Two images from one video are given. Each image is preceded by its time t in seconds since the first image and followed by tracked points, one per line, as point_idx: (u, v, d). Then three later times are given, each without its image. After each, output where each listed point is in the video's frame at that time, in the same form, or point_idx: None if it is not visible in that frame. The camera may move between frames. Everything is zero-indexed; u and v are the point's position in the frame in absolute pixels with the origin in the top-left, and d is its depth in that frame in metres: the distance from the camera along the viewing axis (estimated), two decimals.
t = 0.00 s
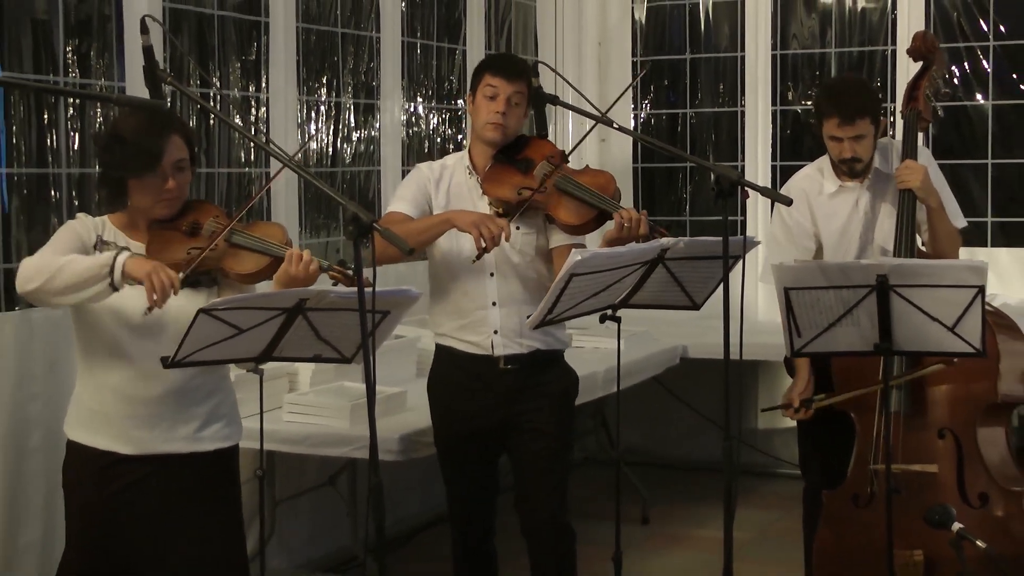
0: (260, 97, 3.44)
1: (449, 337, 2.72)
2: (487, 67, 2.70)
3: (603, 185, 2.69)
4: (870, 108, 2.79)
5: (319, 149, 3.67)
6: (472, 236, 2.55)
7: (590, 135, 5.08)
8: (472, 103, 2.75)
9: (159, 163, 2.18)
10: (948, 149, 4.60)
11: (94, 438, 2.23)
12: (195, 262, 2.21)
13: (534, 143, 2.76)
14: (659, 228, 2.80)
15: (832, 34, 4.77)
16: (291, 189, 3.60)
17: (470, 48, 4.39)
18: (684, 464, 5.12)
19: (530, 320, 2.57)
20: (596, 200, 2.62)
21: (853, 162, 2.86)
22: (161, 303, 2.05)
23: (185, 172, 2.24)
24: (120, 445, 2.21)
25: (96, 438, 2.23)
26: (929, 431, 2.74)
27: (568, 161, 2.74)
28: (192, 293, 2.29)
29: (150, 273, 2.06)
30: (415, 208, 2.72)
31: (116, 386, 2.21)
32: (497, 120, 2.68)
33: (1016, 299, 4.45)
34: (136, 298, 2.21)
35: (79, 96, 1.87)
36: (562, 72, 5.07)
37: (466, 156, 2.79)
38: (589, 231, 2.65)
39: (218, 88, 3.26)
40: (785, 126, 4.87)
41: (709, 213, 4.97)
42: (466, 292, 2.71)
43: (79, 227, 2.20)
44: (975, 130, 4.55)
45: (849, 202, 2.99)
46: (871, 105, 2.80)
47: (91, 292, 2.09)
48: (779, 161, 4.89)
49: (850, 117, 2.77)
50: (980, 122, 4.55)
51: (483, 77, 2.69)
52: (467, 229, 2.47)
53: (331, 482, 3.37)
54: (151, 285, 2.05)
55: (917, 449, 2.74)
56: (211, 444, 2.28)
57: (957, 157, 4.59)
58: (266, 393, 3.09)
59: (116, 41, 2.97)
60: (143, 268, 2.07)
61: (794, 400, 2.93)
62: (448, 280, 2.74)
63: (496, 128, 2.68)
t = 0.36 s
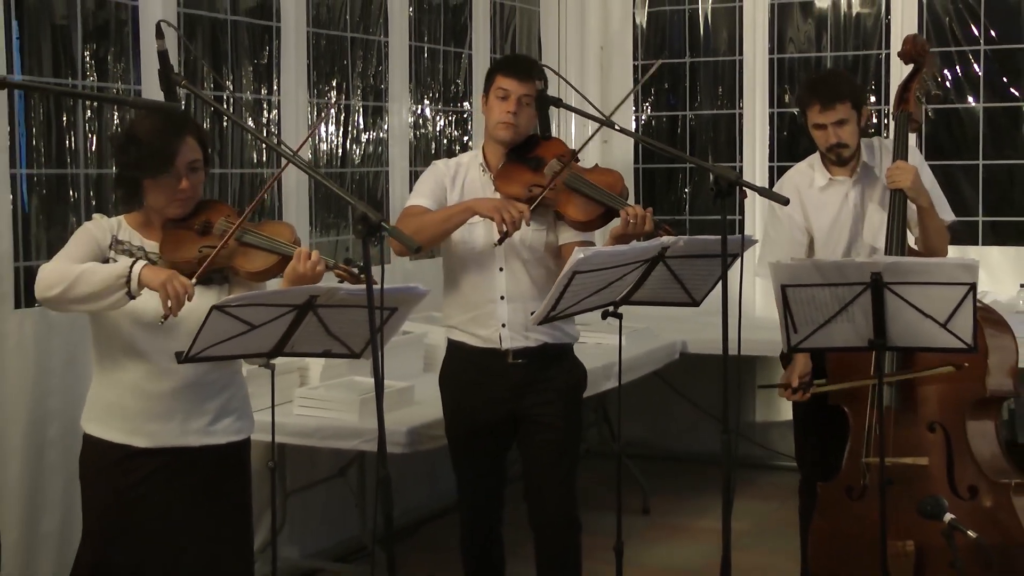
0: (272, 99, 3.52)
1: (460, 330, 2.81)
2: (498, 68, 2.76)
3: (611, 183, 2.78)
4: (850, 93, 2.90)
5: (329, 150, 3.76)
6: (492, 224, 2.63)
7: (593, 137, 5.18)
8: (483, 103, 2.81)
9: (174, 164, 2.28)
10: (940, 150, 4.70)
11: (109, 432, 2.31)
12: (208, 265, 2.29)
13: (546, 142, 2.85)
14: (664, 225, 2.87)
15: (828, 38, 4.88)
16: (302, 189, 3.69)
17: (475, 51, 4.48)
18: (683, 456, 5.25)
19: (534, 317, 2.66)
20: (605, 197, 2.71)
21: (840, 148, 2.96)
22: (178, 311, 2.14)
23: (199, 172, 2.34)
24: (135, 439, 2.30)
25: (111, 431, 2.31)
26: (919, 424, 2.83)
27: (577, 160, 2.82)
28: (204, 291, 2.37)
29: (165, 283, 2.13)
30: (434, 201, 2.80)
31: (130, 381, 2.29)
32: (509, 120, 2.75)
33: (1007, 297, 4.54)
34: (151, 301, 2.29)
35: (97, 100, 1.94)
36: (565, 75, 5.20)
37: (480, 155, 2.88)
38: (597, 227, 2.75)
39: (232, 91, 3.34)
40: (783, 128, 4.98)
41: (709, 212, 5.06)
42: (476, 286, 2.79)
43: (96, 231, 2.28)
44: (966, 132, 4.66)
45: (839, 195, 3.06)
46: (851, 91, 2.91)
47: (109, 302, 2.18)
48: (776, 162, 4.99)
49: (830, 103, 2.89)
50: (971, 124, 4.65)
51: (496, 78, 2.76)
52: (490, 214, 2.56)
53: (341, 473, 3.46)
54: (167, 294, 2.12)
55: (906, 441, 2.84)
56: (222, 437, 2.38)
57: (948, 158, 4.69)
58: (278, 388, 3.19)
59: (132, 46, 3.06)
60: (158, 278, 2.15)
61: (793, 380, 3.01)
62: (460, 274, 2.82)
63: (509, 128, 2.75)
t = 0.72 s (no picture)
0: (284, 100, 3.60)
1: (473, 324, 2.89)
2: (512, 71, 2.85)
3: (621, 182, 2.87)
4: (833, 88, 2.99)
5: (339, 149, 3.84)
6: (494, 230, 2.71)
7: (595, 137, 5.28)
8: (497, 105, 2.90)
9: (188, 164, 2.36)
10: (933, 150, 4.78)
11: (126, 422, 2.39)
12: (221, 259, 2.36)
13: (557, 142, 2.94)
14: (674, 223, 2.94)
15: (825, 41, 4.98)
16: (313, 188, 3.78)
17: (481, 53, 4.57)
18: (684, 447, 5.35)
19: (538, 311, 2.74)
20: (616, 195, 2.79)
21: (828, 141, 3.05)
22: (193, 304, 2.21)
23: (211, 171, 2.41)
24: (151, 430, 2.38)
25: (128, 422, 2.39)
26: (909, 418, 2.90)
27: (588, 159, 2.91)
28: (216, 287, 2.46)
29: (181, 277, 2.21)
30: (444, 202, 2.87)
31: (147, 373, 2.38)
32: (522, 121, 2.83)
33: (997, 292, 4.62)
34: (168, 298, 2.38)
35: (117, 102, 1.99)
36: (569, 77, 5.29)
37: (492, 156, 2.96)
38: (609, 224, 2.83)
39: (244, 92, 3.43)
40: (782, 128, 5.06)
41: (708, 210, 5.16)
42: (490, 283, 2.87)
43: (114, 227, 2.37)
44: (958, 135, 4.73)
45: (830, 191, 3.15)
46: (835, 86, 3.00)
47: (125, 295, 2.26)
48: (774, 161, 5.07)
49: (815, 97, 2.99)
50: (963, 123, 4.72)
51: (509, 80, 2.84)
52: (490, 221, 2.64)
53: (350, 463, 3.55)
54: (182, 288, 2.20)
55: (898, 433, 2.91)
56: (234, 428, 2.47)
57: (940, 157, 4.77)
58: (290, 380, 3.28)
59: (148, 49, 3.14)
60: (173, 271, 2.23)
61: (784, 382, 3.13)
62: (473, 270, 2.91)
63: (522, 129, 2.84)
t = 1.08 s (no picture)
0: (296, 101, 3.69)
1: (481, 318, 2.98)
2: (520, 74, 2.92)
3: (625, 182, 2.95)
4: (830, 85, 3.07)
5: (348, 148, 3.93)
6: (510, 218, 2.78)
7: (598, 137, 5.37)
8: (506, 105, 2.98)
9: (199, 162, 2.44)
10: (926, 150, 4.91)
11: (142, 414, 2.48)
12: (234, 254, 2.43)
13: (564, 142, 3.02)
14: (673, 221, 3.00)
15: (822, 43, 5.09)
16: (323, 187, 3.86)
17: (487, 54, 4.66)
18: (685, 438, 5.45)
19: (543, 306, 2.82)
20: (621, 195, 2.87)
21: (826, 137, 3.12)
22: (202, 300, 2.27)
23: (222, 169, 2.49)
24: (166, 421, 2.46)
25: (143, 414, 2.48)
26: (904, 410, 2.98)
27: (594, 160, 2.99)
28: (230, 282, 2.53)
29: (193, 273, 2.28)
30: (459, 196, 2.96)
31: (161, 366, 2.46)
32: (530, 123, 2.92)
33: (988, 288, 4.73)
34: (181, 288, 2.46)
35: (130, 102, 2.01)
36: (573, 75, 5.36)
37: (501, 155, 3.06)
38: (613, 223, 2.91)
39: (256, 93, 3.51)
40: (778, 128, 5.18)
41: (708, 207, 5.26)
42: (497, 277, 2.96)
43: (129, 224, 2.45)
44: (952, 133, 4.86)
45: (827, 187, 3.22)
46: (831, 84, 3.07)
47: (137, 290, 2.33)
48: (772, 160, 5.19)
49: (812, 93, 3.06)
50: (955, 123, 4.85)
51: (518, 82, 2.91)
52: (510, 209, 2.71)
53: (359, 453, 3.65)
54: (193, 283, 2.27)
55: (893, 425, 2.99)
56: (246, 419, 2.55)
57: (935, 157, 4.90)
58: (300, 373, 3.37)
59: (163, 52, 3.23)
60: (185, 269, 2.30)
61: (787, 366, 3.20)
62: (482, 264, 3.00)
63: (530, 130, 2.92)
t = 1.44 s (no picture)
0: (305, 101, 3.78)
1: (488, 313, 3.06)
2: (527, 75, 3.01)
3: (632, 181, 3.02)
4: (830, 86, 3.15)
5: (357, 147, 4.02)
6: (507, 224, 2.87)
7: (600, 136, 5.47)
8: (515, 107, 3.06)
9: (213, 160, 2.52)
10: (920, 150, 5.03)
11: (157, 407, 2.56)
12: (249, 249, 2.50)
13: (571, 142, 3.10)
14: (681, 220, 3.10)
15: (818, 46, 5.22)
16: (333, 186, 3.95)
17: (492, 55, 4.75)
18: (685, 429, 5.54)
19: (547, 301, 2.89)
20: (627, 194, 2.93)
21: (824, 136, 3.21)
22: (220, 310, 2.31)
23: (236, 168, 2.57)
24: (181, 413, 2.54)
25: (159, 406, 2.56)
26: (899, 403, 3.06)
27: (601, 158, 3.07)
28: (244, 276, 2.62)
29: (208, 284, 2.32)
30: (462, 196, 3.05)
31: (177, 359, 2.54)
32: (537, 124, 3.00)
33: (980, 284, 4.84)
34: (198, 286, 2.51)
35: (145, 102, 2.09)
36: (576, 74, 5.46)
37: (509, 154, 3.14)
38: (620, 221, 2.98)
39: (268, 94, 3.60)
40: (776, 128, 5.30)
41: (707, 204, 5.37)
42: (504, 273, 3.04)
43: (144, 225, 2.53)
44: (945, 134, 4.97)
45: (823, 185, 3.30)
46: (830, 84, 3.15)
47: (156, 301, 2.41)
48: (770, 159, 5.32)
49: (813, 93, 3.14)
50: (948, 124, 4.96)
51: (525, 84, 3.00)
52: (502, 217, 2.80)
53: (367, 445, 3.74)
54: (209, 295, 2.31)
55: (886, 417, 3.07)
56: (260, 410, 2.63)
57: (929, 156, 5.00)
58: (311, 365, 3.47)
59: (177, 54, 3.31)
60: (201, 281, 2.34)
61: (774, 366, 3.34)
62: (489, 260, 3.08)
63: (537, 130, 3.00)
